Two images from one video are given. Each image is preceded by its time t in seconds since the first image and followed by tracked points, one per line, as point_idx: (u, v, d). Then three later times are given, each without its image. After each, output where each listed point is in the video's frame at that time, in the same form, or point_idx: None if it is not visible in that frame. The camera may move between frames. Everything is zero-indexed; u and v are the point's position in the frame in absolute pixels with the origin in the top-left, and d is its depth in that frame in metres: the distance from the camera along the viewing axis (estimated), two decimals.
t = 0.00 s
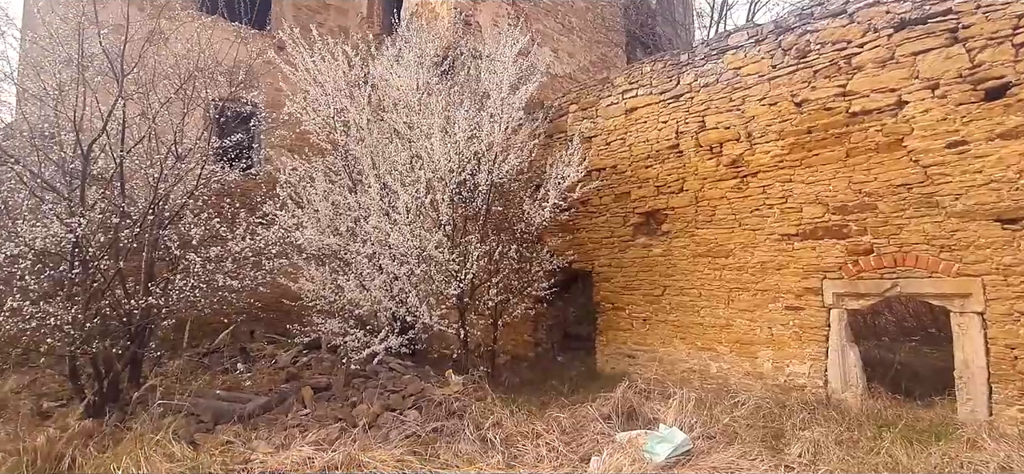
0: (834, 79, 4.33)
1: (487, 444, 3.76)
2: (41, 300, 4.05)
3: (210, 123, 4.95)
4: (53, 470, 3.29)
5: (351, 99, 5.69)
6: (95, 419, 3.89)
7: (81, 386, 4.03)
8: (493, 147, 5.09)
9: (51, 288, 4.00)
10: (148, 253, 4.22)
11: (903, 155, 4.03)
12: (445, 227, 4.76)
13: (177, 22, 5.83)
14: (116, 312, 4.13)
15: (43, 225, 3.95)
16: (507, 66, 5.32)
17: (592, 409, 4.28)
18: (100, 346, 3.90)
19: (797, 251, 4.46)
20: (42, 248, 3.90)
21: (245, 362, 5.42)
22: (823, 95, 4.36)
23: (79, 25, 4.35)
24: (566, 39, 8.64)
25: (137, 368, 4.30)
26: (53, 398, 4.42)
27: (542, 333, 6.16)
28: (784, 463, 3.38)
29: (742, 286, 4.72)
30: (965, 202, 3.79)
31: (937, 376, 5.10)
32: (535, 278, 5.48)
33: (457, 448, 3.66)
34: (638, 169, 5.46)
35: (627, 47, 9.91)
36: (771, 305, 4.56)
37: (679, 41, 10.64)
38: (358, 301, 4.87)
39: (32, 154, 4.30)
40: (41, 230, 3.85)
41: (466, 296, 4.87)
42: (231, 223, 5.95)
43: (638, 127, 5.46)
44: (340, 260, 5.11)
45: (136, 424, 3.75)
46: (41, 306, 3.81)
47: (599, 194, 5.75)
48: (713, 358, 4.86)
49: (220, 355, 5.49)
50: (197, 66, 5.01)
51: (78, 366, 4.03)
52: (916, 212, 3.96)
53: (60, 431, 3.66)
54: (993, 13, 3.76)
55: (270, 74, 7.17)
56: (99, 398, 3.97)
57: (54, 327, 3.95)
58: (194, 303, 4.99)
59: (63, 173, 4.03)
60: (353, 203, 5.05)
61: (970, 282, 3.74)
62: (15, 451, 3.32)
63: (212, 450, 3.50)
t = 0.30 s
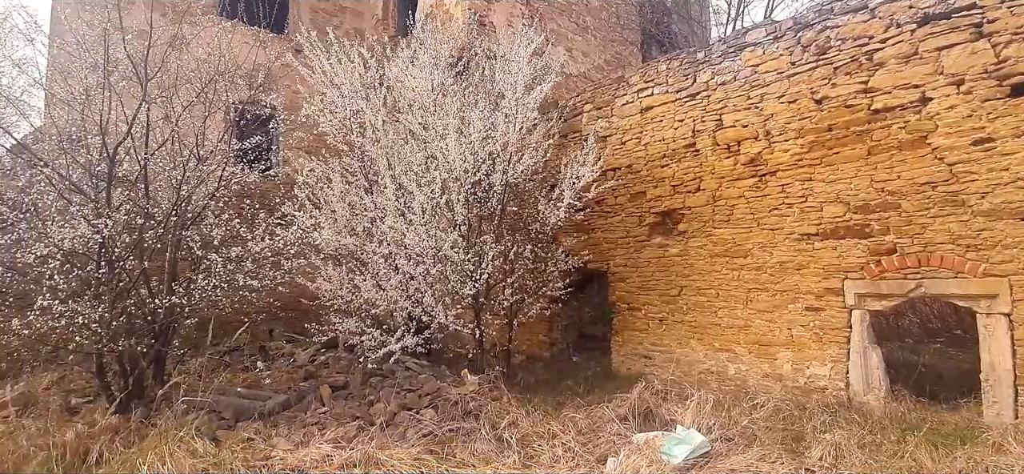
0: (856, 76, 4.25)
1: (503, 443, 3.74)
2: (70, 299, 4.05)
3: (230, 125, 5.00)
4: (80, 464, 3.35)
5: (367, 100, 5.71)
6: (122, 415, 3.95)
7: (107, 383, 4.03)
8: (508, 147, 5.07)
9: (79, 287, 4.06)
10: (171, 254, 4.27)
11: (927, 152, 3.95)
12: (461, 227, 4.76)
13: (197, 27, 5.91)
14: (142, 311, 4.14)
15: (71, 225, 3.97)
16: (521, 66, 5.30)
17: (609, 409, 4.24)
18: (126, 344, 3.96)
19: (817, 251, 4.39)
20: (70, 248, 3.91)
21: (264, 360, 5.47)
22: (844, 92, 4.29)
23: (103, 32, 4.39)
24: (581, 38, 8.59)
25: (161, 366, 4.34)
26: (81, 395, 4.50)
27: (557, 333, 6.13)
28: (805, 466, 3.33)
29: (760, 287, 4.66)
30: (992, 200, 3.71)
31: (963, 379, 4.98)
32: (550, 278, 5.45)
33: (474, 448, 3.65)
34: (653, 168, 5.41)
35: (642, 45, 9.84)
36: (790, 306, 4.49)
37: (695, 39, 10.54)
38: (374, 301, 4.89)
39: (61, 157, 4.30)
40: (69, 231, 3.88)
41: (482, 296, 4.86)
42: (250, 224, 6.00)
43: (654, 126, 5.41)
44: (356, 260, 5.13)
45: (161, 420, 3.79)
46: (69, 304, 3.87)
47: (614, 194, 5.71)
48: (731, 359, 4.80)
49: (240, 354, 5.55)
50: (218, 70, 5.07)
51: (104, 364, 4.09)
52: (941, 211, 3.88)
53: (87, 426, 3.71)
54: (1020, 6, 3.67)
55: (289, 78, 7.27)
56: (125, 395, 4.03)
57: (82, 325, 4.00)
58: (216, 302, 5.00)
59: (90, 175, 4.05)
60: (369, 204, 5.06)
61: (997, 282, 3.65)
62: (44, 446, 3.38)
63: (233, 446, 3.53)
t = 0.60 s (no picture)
0: (879, 72, 4.16)
1: (520, 444, 3.72)
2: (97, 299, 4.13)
3: (249, 128, 5.04)
4: (107, 460, 3.39)
5: (383, 101, 5.71)
6: (147, 412, 4.00)
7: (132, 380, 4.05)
8: (523, 147, 5.05)
9: (105, 287, 4.11)
10: (194, 255, 4.31)
11: (953, 149, 3.85)
12: (476, 227, 4.75)
13: (218, 33, 5.98)
14: (166, 310, 4.18)
15: (98, 227, 4.09)
16: (536, 65, 5.27)
17: (626, 410, 4.20)
18: (151, 343, 3.99)
19: (839, 250, 4.31)
20: (97, 250, 4.03)
21: (283, 359, 5.51)
22: (866, 88, 4.20)
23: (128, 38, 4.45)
24: (596, 38, 8.54)
25: (184, 364, 4.35)
26: (110, 392, 4.57)
27: (573, 334, 6.09)
28: (827, 470, 3.27)
29: (780, 287, 4.59)
30: (1021, 198, 3.61)
31: (991, 382, 4.85)
32: (566, 278, 5.41)
33: (490, 448, 3.63)
34: (670, 167, 5.35)
35: (658, 43, 9.76)
36: (812, 306, 4.41)
37: (712, 36, 10.42)
38: (390, 301, 4.89)
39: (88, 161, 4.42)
40: (97, 232, 3.96)
41: (497, 296, 4.84)
42: (269, 225, 6.05)
43: (671, 124, 5.35)
44: (372, 260, 5.14)
45: (184, 417, 3.82)
46: (96, 304, 3.90)
47: (630, 193, 5.65)
48: (750, 361, 4.73)
49: (259, 353, 5.59)
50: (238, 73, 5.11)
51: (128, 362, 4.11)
52: (968, 209, 3.79)
53: (114, 422, 3.76)
54: None
55: (307, 81, 7.33)
56: (150, 393, 4.06)
57: (109, 324, 4.05)
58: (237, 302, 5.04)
59: (116, 178, 4.12)
60: (385, 205, 5.07)
61: None
62: (73, 441, 3.43)
63: (254, 444, 3.55)
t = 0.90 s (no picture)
0: (905, 66, 4.06)
1: (539, 444, 3.69)
2: (126, 298, 4.17)
3: (270, 131, 5.08)
4: (137, 455, 3.44)
5: (400, 103, 5.72)
6: (174, 409, 4.05)
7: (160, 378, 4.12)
8: (540, 147, 5.02)
9: (134, 287, 4.15)
10: (219, 255, 4.35)
11: (984, 145, 3.74)
12: (494, 227, 4.74)
13: (239, 38, 6.05)
14: (192, 309, 4.24)
15: (127, 229, 4.12)
16: (553, 65, 5.24)
17: (646, 412, 4.15)
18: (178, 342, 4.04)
19: (864, 249, 4.22)
20: (126, 251, 4.06)
21: (304, 358, 5.55)
22: (892, 83, 4.11)
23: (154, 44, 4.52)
24: (613, 36, 8.48)
25: (210, 362, 4.37)
26: (139, 390, 4.65)
27: (591, 334, 6.05)
28: None
29: (803, 287, 4.50)
30: None
31: None
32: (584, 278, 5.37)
33: (509, 448, 3.61)
34: (689, 166, 5.28)
35: (675, 41, 9.66)
36: (836, 307, 4.32)
37: (731, 32, 10.28)
38: (409, 301, 4.90)
39: (117, 165, 4.48)
40: (125, 234, 4.01)
41: (515, 296, 4.82)
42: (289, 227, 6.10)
43: (689, 122, 5.28)
44: (391, 261, 5.15)
45: (210, 414, 3.86)
46: (126, 304, 3.98)
47: (648, 193, 5.60)
48: (773, 362, 4.65)
49: (281, 352, 5.64)
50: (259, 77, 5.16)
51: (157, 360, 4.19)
52: (999, 207, 3.68)
53: (143, 419, 3.81)
54: None
55: (326, 83, 7.39)
56: (177, 390, 4.14)
57: (138, 323, 4.11)
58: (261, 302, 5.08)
59: (143, 181, 4.19)
60: (403, 205, 5.08)
61: None
62: (104, 437, 3.48)
63: (277, 441, 3.57)
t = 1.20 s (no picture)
0: (923, 61, 3.99)
1: (552, 444, 3.68)
2: (146, 300, 4.18)
3: (284, 134, 5.11)
4: (157, 455, 3.47)
5: (412, 105, 5.73)
6: (192, 409, 4.08)
7: (178, 378, 4.16)
8: (552, 147, 5.00)
9: (153, 289, 4.16)
10: (234, 257, 4.37)
11: (1004, 141, 3.67)
12: (506, 228, 4.73)
13: (253, 42, 6.11)
14: (209, 310, 4.27)
15: (146, 232, 4.14)
16: (564, 65, 5.22)
17: (660, 413, 4.11)
18: (196, 342, 4.07)
19: (882, 248, 4.15)
20: (146, 253, 4.06)
21: (318, 358, 5.58)
22: (909, 79, 4.04)
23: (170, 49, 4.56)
24: (624, 35, 8.43)
25: (227, 362, 4.38)
26: (157, 390, 4.70)
27: (603, 335, 6.02)
28: None
29: (819, 287, 4.45)
30: None
31: None
32: (596, 277, 5.33)
33: (523, 448, 3.60)
34: (702, 165, 5.23)
35: (687, 39, 9.59)
36: (854, 306, 4.26)
37: (743, 29, 10.20)
38: (422, 302, 4.90)
39: (135, 169, 4.52)
40: (144, 237, 4.04)
41: (527, 297, 4.80)
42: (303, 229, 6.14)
43: (702, 121, 5.24)
44: (404, 262, 5.16)
45: (227, 414, 3.89)
46: (146, 305, 4.01)
47: (660, 192, 5.56)
48: (789, 363, 4.60)
49: (296, 353, 5.68)
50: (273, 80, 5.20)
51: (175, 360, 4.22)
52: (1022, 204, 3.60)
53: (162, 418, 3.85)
54: None
55: (339, 86, 7.43)
56: (195, 389, 4.17)
57: (158, 325, 4.15)
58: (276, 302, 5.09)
59: (162, 185, 4.23)
60: (415, 206, 5.09)
61: None
62: (125, 436, 3.50)
63: (293, 441, 3.59)
